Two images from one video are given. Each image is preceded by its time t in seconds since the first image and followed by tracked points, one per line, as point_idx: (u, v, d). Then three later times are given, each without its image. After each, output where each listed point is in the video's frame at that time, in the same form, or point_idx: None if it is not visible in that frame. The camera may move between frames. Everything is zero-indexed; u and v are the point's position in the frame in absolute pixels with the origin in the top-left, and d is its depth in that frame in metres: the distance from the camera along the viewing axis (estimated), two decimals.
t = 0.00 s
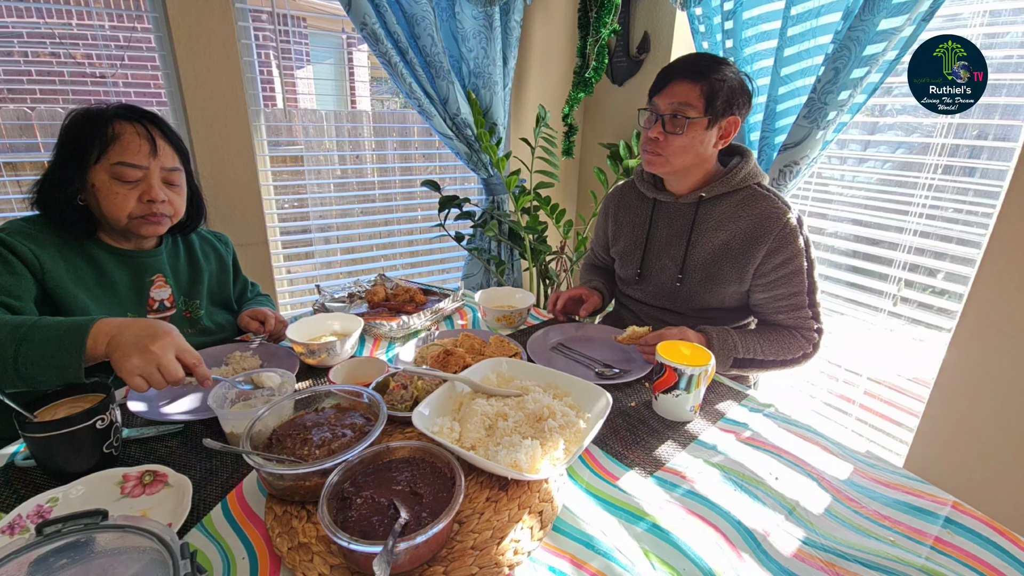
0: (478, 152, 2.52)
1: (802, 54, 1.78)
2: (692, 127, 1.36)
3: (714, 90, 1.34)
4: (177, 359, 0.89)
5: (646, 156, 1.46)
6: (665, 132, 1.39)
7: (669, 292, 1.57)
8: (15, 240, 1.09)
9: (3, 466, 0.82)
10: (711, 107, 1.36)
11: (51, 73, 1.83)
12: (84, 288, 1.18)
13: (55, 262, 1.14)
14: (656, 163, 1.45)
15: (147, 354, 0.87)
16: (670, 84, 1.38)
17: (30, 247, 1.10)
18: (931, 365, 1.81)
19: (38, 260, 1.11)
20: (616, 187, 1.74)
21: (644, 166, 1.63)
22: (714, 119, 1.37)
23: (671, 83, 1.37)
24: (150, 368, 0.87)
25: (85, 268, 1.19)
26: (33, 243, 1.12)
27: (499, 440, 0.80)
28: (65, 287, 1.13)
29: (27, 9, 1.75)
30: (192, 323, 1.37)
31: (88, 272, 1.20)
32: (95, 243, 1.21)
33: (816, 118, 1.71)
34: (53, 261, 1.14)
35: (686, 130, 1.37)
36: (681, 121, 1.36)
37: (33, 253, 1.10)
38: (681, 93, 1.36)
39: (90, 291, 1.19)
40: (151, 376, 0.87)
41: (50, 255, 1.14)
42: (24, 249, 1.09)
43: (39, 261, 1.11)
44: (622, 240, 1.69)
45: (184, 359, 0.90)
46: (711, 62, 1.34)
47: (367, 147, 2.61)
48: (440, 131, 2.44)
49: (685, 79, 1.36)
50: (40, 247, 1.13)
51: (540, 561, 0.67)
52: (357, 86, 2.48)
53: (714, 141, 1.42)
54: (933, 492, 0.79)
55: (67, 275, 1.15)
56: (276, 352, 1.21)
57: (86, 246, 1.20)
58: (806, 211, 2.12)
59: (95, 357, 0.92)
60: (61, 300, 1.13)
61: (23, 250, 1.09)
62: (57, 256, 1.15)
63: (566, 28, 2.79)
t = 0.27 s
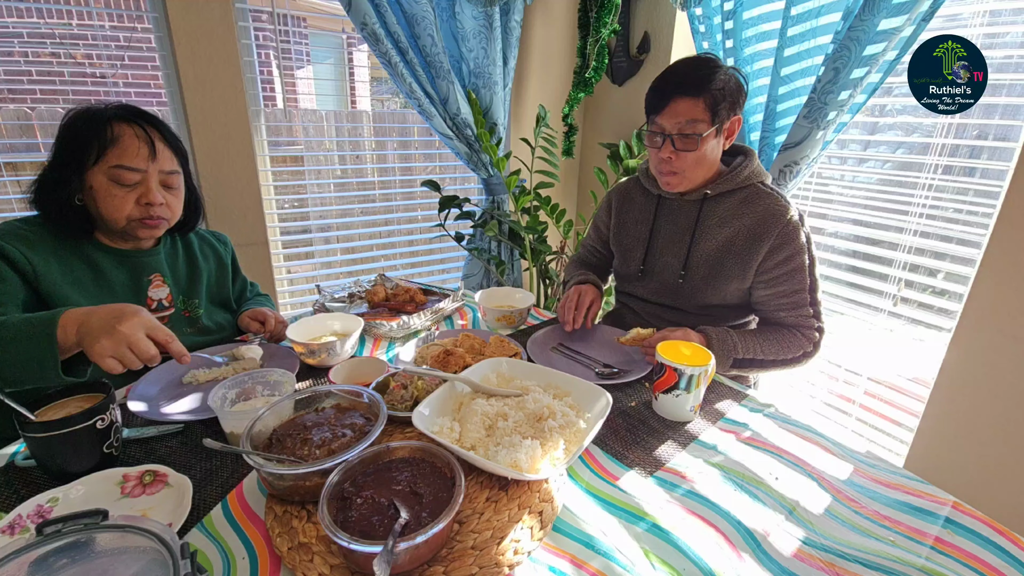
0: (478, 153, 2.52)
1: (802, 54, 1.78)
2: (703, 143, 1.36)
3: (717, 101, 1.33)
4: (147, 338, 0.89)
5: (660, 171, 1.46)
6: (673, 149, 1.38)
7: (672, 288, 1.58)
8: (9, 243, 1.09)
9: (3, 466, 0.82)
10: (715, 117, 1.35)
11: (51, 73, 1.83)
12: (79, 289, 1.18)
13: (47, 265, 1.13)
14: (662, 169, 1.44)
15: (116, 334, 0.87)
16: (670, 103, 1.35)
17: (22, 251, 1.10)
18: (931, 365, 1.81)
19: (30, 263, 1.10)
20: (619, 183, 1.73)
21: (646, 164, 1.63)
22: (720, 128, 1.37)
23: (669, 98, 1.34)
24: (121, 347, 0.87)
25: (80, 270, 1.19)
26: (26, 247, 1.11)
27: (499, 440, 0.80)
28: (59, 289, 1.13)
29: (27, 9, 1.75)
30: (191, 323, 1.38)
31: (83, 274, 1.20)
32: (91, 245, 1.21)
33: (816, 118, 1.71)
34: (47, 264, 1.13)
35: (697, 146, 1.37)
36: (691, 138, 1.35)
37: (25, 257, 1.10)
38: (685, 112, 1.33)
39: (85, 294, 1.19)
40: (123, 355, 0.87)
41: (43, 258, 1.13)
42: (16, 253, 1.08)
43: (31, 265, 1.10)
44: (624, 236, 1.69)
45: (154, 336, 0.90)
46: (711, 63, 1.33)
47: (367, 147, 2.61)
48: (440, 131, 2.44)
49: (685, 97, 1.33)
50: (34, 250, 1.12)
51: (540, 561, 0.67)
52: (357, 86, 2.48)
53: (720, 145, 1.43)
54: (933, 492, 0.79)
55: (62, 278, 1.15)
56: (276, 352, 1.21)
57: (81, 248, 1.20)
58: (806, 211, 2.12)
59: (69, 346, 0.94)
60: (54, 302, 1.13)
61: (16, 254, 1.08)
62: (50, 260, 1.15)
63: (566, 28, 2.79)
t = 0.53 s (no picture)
0: (478, 153, 2.52)
1: (803, 54, 1.78)
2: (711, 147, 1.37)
3: (725, 104, 1.33)
4: (155, 329, 0.92)
5: (665, 173, 1.47)
6: (682, 153, 1.38)
7: (673, 287, 1.57)
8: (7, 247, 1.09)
9: (3, 466, 0.82)
10: (722, 118, 1.35)
11: (51, 73, 1.83)
12: (76, 292, 1.18)
13: (43, 268, 1.13)
14: (666, 170, 1.45)
15: (125, 322, 0.89)
16: (677, 108, 1.34)
17: (19, 255, 1.10)
18: (931, 365, 1.81)
19: (25, 267, 1.10)
20: (621, 181, 1.72)
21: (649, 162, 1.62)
22: (727, 131, 1.38)
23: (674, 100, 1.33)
24: (127, 335, 0.89)
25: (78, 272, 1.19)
26: (22, 250, 1.11)
27: (499, 440, 0.80)
28: (54, 293, 1.13)
29: (27, 9, 1.75)
30: (190, 324, 1.38)
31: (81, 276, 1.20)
32: (89, 247, 1.21)
33: (816, 118, 1.71)
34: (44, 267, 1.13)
35: (707, 150, 1.37)
36: (700, 143, 1.35)
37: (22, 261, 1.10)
38: (694, 116, 1.33)
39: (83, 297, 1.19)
40: (128, 342, 0.88)
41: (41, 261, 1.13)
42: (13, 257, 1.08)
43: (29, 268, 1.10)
44: (626, 234, 1.68)
45: (161, 328, 0.93)
46: (711, 63, 1.33)
47: (367, 147, 2.61)
48: (440, 131, 2.44)
49: (692, 101, 1.32)
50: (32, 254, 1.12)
51: (540, 561, 0.67)
52: (357, 86, 2.48)
53: (726, 145, 1.43)
54: (933, 492, 0.79)
55: (58, 282, 1.15)
56: (276, 352, 1.21)
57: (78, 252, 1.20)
58: (806, 211, 2.12)
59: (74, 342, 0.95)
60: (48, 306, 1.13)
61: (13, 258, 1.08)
62: (48, 263, 1.15)
63: (566, 27, 2.79)
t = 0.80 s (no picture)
0: (478, 153, 2.52)
1: (803, 54, 1.78)
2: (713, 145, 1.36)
3: (726, 102, 1.33)
4: (176, 330, 0.98)
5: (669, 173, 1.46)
6: (683, 150, 1.38)
7: (673, 284, 1.57)
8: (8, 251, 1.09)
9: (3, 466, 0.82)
10: (724, 117, 1.35)
11: (51, 73, 1.84)
12: (78, 296, 1.18)
13: (45, 272, 1.13)
14: (670, 170, 1.45)
15: (150, 321, 0.96)
16: (679, 105, 1.35)
17: (22, 259, 1.10)
18: (931, 365, 1.81)
19: (29, 271, 1.10)
20: (623, 179, 1.72)
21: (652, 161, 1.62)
22: (728, 128, 1.38)
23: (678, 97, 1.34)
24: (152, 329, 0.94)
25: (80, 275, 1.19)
26: (26, 255, 1.11)
27: (499, 440, 0.80)
28: (56, 298, 1.13)
29: (27, 9, 1.75)
30: (191, 325, 1.38)
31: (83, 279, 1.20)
32: (90, 250, 1.21)
33: (816, 118, 1.71)
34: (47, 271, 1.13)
35: (708, 147, 1.36)
36: (702, 140, 1.35)
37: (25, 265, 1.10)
38: (695, 112, 1.33)
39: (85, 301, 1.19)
40: (151, 334, 0.93)
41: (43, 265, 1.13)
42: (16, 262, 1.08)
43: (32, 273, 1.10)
44: (627, 232, 1.68)
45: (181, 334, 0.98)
46: (711, 63, 1.33)
47: (367, 147, 2.61)
48: (440, 131, 2.44)
49: (695, 97, 1.32)
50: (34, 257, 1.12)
51: (540, 561, 0.67)
52: (357, 86, 2.48)
53: (728, 144, 1.43)
54: (933, 492, 0.79)
55: (60, 286, 1.15)
56: (276, 352, 1.21)
57: (81, 255, 1.20)
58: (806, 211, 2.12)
59: (97, 354, 0.98)
60: (51, 311, 1.13)
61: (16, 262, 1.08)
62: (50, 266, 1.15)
63: (566, 27, 2.79)
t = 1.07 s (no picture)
0: (478, 152, 2.52)
1: (803, 54, 1.78)
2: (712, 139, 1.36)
3: (728, 98, 1.33)
4: (174, 332, 0.98)
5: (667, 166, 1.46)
6: (683, 145, 1.38)
7: (674, 282, 1.57)
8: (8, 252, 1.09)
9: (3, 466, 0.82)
10: (724, 113, 1.36)
11: (51, 73, 1.83)
12: (78, 297, 1.19)
13: (45, 273, 1.13)
14: (671, 170, 1.45)
15: (147, 325, 0.96)
16: (681, 99, 1.35)
17: (21, 260, 1.10)
18: (931, 365, 1.81)
19: (28, 271, 1.10)
20: (624, 178, 1.72)
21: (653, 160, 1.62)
22: (728, 125, 1.38)
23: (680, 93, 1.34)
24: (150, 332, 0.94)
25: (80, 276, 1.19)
26: (24, 255, 1.11)
27: (499, 440, 0.80)
28: (55, 297, 1.13)
29: (27, 9, 1.75)
30: (191, 325, 1.38)
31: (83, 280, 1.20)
32: (90, 250, 1.20)
33: (816, 118, 1.71)
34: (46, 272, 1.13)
35: (707, 142, 1.36)
36: (702, 135, 1.35)
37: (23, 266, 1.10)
38: (697, 107, 1.33)
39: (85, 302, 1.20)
40: (148, 338, 0.93)
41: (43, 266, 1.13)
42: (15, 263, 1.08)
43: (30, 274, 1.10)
44: (627, 230, 1.68)
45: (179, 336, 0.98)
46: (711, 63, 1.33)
47: (367, 147, 2.61)
48: (440, 131, 2.44)
49: (696, 92, 1.33)
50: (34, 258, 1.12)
51: (540, 561, 0.67)
52: (357, 86, 2.48)
53: (728, 142, 1.43)
54: (933, 492, 0.79)
55: (60, 287, 1.15)
56: (276, 352, 1.21)
57: (79, 254, 1.19)
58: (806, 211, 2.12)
59: (95, 360, 0.98)
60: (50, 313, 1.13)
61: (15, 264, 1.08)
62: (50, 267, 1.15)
63: (566, 27, 2.79)
